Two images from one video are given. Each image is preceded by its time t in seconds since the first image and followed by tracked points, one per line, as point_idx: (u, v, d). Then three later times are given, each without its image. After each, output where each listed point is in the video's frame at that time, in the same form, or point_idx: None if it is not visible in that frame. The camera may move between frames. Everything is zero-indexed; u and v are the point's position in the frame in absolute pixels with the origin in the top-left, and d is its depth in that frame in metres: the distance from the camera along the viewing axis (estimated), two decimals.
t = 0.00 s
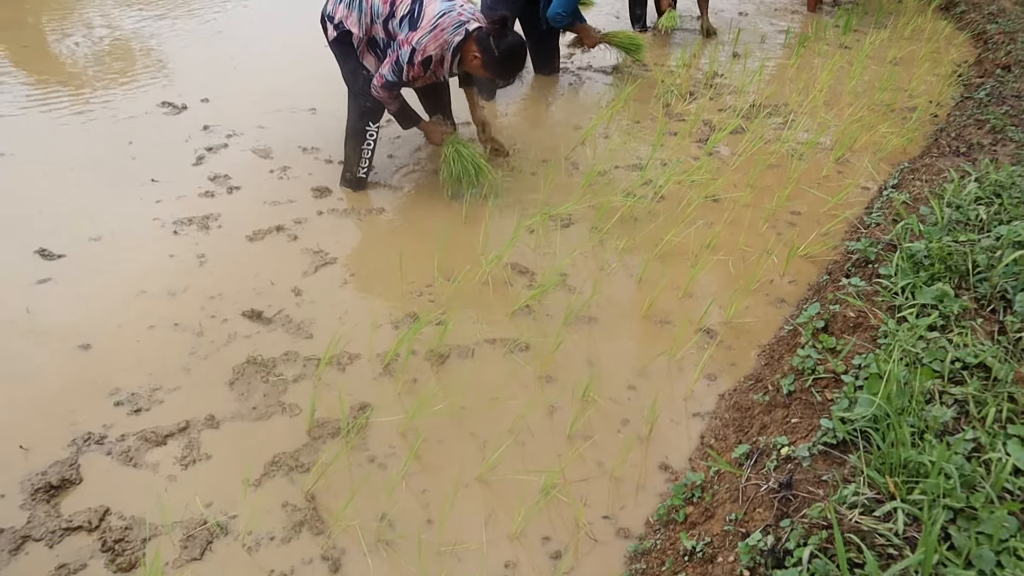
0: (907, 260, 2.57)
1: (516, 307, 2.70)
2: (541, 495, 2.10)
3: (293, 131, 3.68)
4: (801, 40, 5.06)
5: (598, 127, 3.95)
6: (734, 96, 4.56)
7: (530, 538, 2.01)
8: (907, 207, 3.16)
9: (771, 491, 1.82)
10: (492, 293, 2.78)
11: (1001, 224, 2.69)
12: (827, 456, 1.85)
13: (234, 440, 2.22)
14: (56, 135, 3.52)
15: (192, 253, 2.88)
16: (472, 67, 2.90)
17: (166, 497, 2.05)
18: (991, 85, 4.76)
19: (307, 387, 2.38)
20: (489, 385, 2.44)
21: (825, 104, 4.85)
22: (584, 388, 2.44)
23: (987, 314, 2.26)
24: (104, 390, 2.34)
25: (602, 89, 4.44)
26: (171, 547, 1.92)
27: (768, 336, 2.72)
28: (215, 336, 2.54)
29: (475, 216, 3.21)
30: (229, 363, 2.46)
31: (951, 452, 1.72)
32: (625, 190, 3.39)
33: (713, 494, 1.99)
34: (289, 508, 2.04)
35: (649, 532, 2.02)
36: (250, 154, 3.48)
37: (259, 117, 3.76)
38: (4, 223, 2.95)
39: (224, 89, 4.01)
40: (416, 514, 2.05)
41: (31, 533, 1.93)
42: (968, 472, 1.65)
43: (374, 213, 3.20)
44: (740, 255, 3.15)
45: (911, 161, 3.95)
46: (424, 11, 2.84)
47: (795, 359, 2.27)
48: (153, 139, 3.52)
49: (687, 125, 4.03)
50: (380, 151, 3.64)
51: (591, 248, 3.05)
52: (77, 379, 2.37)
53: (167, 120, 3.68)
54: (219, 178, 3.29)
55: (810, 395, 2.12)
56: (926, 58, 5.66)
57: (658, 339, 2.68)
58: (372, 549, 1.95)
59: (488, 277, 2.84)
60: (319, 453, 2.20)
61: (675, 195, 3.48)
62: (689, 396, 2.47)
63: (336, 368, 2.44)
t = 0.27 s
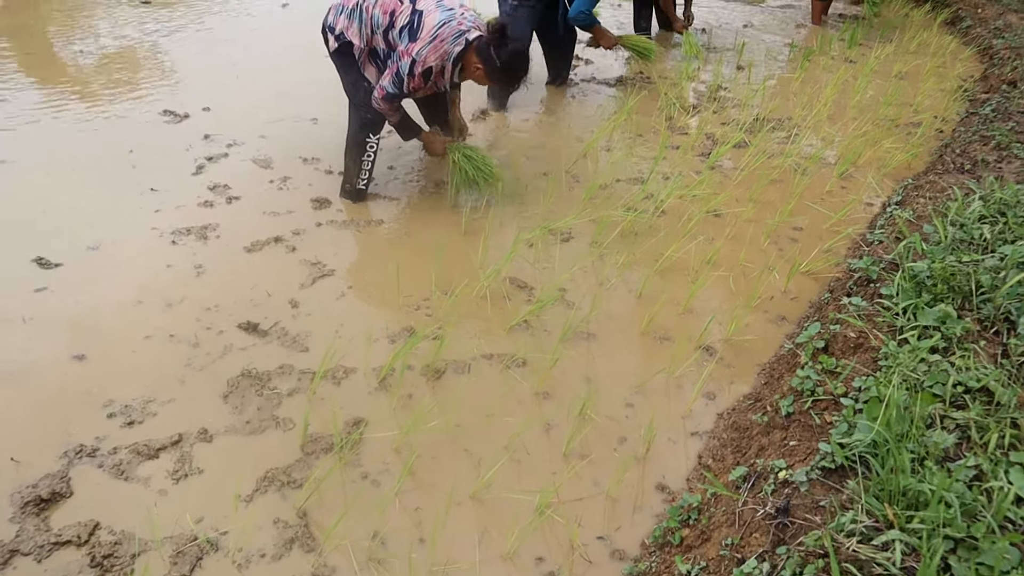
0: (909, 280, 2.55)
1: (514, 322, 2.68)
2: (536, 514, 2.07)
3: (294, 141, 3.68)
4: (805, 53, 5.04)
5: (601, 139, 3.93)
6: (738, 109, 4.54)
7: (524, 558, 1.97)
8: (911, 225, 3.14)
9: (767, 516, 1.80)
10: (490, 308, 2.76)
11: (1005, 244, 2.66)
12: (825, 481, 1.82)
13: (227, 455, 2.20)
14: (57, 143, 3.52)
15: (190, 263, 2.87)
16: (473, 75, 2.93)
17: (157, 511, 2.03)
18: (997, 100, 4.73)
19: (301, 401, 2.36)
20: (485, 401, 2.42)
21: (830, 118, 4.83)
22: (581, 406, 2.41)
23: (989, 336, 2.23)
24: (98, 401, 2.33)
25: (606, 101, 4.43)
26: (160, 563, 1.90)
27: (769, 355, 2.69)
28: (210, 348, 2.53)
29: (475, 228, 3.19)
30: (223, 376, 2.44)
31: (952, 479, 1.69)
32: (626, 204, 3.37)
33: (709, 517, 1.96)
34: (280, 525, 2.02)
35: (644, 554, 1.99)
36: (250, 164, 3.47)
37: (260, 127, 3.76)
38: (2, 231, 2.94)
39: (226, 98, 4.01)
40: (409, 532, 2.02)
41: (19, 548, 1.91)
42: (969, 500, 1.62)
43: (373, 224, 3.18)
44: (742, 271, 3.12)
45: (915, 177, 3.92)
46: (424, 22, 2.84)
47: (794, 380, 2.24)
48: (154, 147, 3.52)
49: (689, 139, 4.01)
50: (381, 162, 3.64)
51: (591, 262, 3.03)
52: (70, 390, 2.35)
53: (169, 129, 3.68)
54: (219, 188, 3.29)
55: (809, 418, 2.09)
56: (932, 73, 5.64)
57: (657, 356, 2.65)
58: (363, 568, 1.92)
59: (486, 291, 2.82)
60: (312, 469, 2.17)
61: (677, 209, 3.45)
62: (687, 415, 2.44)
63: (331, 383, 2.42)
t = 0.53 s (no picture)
0: (909, 291, 2.52)
1: (510, 332, 2.66)
2: (530, 528, 2.04)
3: (292, 149, 3.67)
4: (806, 61, 5.02)
5: (600, 148, 3.91)
6: (738, 117, 4.52)
7: (519, 573, 1.94)
8: (912, 235, 3.11)
9: (764, 533, 1.77)
10: (486, 318, 2.74)
11: (1007, 254, 2.64)
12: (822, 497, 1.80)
13: (219, 467, 2.18)
14: (55, 152, 3.52)
15: (186, 273, 2.86)
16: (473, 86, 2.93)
17: (148, 525, 2.01)
18: (999, 108, 4.70)
19: (295, 413, 2.34)
20: (481, 412, 2.39)
21: (830, 126, 4.80)
22: (577, 417, 2.39)
23: (990, 349, 2.20)
24: (91, 413, 2.31)
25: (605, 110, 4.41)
26: None
27: (768, 366, 2.66)
28: (205, 359, 2.51)
29: (472, 237, 3.17)
30: (217, 387, 2.42)
31: (951, 496, 1.66)
32: (625, 213, 3.35)
33: (705, 532, 1.93)
34: (271, 538, 2.00)
35: (640, 569, 1.96)
36: (248, 173, 3.47)
37: (258, 135, 3.76)
38: None
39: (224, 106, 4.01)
40: (402, 546, 1.99)
41: (9, 562, 1.90)
42: (969, 517, 1.59)
43: (370, 233, 3.17)
44: (742, 280, 3.09)
45: (916, 186, 3.88)
46: (425, 31, 2.82)
47: (792, 393, 2.22)
48: (152, 156, 3.52)
49: (689, 146, 3.99)
50: (379, 171, 3.63)
51: (589, 272, 3.00)
52: (63, 401, 2.34)
53: (167, 137, 3.68)
54: (216, 197, 3.28)
55: (807, 432, 2.07)
56: (934, 81, 5.61)
57: (655, 367, 2.62)
58: None
59: (482, 301, 2.80)
60: (305, 482, 2.15)
61: (676, 218, 3.42)
62: (685, 427, 2.41)
63: (325, 394, 2.40)
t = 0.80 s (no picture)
0: (902, 297, 2.52)
1: (502, 339, 2.65)
2: (521, 537, 2.03)
3: (284, 155, 3.66)
4: (800, 64, 5.02)
5: (593, 152, 3.91)
6: (732, 120, 4.51)
7: None
8: (905, 240, 3.11)
9: (755, 542, 1.76)
10: (479, 324, 2.73)
11: (999, 259, 2.64)
12: (814, 506, 1.79)
13: (209, 477, 2.17)
14: (47, 159, 3.50)
15: (177, 280, 2.85)
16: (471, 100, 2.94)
17: (136, 536, 2.00)
18: (993, 111, 4.71)
19: (286, 422, 2.33)
20: (472, 420, 2.38)
21: (825, 129, 4.80)
22: (569, 425, 2.38)
23: (983, 356, 2.20)
24: (80, 422, 2.29)
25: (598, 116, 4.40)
26: None
27: (760, 372, 2.65)
28: (195, 368, 2.50)
29: (464, 244, 3.16)
30: (207, 396, 2.41)
31: (943, 505, 1.65)
32: (618, 218, 3.34)
33: (697, 541, 1.92)
34: (261, 549, 1.98)
35: None
36: (240, 179, 3.46)
37: (251, 141, 3.75)
38: None
39: (216, 112, 4.00)
40: (392, 556, 1.98)
41: None
42: (960, 527, 1.58)
43: (362, 240, 3.16)
44: (735, 285, 3.08)
45: (909, 190, 3.87)
46: (429, 41, 2.83)
47: (784, 401, 2.21)
48: (144, 162, 3.51)
49: (683, 151, 3.98)
50: (372, 177, 3.62)
51: (581, 278, 3.00)
52: (52, 411, 2.32)
53: (159, 144, 3.67)
54: (208, 204, 3.27)
55: (799, 440, 2.06)
56: (928, 84, 5.62)
57: (647, 374, 2.61)
58: None
59: (474, 308, 2.79)
60: (295, 491, 2.14)
61: (670, 223, 3.41)
62: (678, 434, 2.40)
63: (316, 403, 2.39)
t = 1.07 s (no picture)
0: (892, 309, 2.52)
1: (493, 351, 2.64)
2: (512, 550, 2.01)
3: (276, 165, 3.66)
4: (793, 73, 5.04)
5: (586, 162, 3.92)
6: (725, 129, 4.52)
7: None
8: (896, 249, 3.11)
9: (743, 556, 1.76)
10: (470, 336, 2.73)
11: (990, 269, 2.64)
12: (803, 520, 1.79)
13: (198, 490, 2.15)
14: (39, 169, 3.50)
15: (168, 292, 2.84)
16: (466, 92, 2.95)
17: (123, 550, 1.97)
18: (984, 119, 4.72)
19: (275, 435, 2.32)
20: (463, 433, 2.37)
21: (817, 138, 4.81)
22: (560, 437, 2.37)
23: (973, 367, 2.20)
24: (69, 435, 2.28)
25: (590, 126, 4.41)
26: None
27: (752, 383, 2.65)
28: (185, 380, 2.49)
29: (456, 254, 3.16)
30: (197, 409, 2.40)
31: (931, 519, 1.65)
32: (610, 228, 3.34)
33: (687, 554, 1.91)
34: (249, 563, 1.96)
35: None
36: (232, 190, 3.45)
37: (243, 151, 3.75)
38: None
39: (209, 122, 4.00)
40: (381, 570, 1.96)
41: None
42: (949, 541, 1.58)
43: (354, 251, 3.16)
44: (727, 296, 3.08)
45: (901, 199, 3.88)
46: (424, 33, 2.85)
47: (774, 413, 2.21)
48: (136, 173, 3.50)
49: (675, 160, 3.99)
50: (364, 188, 3.62)
51: (573, 289, 3.00)
52: (40, 425, 2.30)
53: (151, 154, 3.66)
54: (200, 215, 3.26)
55: (788, 452, 2.06)
56: (920, 92, 5.64)
57: (638, 385, 2.61)
58: None
59: (465, 320, 2.79)
60: (283, 504, 2.12)
61: (662, 232, 3.41)
62: (669, 446, 2.40)
63: (306, 416, 2.38)
